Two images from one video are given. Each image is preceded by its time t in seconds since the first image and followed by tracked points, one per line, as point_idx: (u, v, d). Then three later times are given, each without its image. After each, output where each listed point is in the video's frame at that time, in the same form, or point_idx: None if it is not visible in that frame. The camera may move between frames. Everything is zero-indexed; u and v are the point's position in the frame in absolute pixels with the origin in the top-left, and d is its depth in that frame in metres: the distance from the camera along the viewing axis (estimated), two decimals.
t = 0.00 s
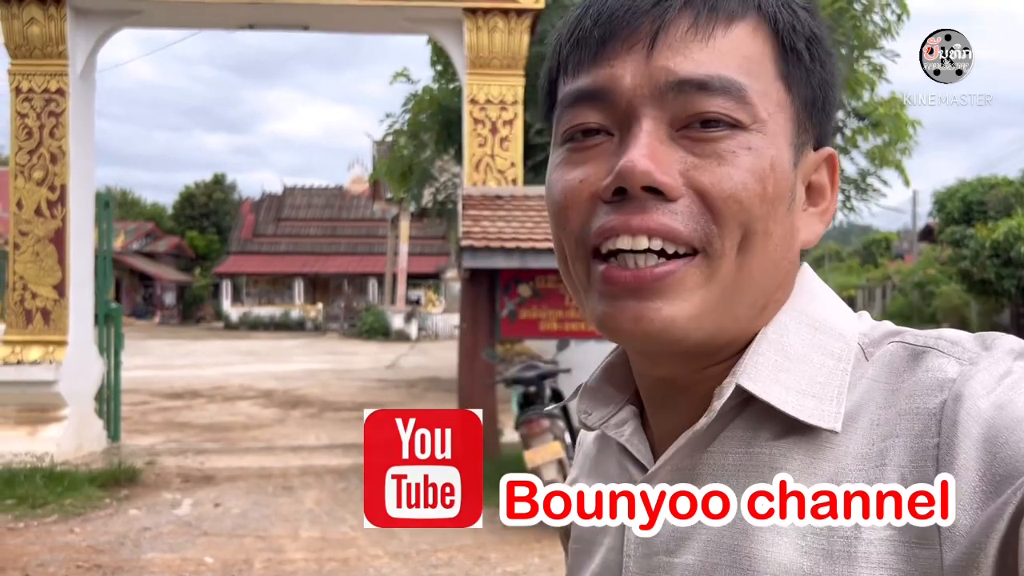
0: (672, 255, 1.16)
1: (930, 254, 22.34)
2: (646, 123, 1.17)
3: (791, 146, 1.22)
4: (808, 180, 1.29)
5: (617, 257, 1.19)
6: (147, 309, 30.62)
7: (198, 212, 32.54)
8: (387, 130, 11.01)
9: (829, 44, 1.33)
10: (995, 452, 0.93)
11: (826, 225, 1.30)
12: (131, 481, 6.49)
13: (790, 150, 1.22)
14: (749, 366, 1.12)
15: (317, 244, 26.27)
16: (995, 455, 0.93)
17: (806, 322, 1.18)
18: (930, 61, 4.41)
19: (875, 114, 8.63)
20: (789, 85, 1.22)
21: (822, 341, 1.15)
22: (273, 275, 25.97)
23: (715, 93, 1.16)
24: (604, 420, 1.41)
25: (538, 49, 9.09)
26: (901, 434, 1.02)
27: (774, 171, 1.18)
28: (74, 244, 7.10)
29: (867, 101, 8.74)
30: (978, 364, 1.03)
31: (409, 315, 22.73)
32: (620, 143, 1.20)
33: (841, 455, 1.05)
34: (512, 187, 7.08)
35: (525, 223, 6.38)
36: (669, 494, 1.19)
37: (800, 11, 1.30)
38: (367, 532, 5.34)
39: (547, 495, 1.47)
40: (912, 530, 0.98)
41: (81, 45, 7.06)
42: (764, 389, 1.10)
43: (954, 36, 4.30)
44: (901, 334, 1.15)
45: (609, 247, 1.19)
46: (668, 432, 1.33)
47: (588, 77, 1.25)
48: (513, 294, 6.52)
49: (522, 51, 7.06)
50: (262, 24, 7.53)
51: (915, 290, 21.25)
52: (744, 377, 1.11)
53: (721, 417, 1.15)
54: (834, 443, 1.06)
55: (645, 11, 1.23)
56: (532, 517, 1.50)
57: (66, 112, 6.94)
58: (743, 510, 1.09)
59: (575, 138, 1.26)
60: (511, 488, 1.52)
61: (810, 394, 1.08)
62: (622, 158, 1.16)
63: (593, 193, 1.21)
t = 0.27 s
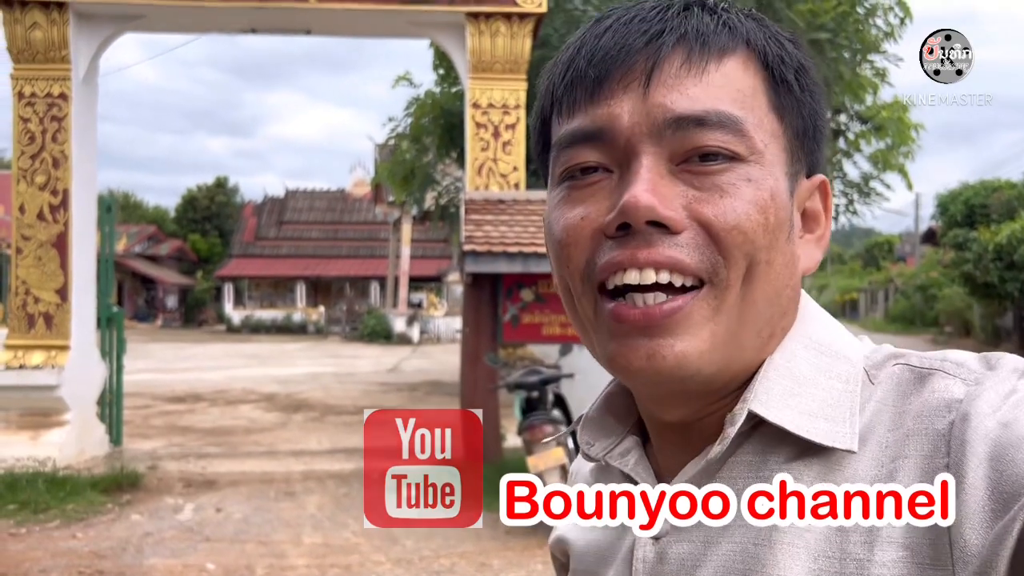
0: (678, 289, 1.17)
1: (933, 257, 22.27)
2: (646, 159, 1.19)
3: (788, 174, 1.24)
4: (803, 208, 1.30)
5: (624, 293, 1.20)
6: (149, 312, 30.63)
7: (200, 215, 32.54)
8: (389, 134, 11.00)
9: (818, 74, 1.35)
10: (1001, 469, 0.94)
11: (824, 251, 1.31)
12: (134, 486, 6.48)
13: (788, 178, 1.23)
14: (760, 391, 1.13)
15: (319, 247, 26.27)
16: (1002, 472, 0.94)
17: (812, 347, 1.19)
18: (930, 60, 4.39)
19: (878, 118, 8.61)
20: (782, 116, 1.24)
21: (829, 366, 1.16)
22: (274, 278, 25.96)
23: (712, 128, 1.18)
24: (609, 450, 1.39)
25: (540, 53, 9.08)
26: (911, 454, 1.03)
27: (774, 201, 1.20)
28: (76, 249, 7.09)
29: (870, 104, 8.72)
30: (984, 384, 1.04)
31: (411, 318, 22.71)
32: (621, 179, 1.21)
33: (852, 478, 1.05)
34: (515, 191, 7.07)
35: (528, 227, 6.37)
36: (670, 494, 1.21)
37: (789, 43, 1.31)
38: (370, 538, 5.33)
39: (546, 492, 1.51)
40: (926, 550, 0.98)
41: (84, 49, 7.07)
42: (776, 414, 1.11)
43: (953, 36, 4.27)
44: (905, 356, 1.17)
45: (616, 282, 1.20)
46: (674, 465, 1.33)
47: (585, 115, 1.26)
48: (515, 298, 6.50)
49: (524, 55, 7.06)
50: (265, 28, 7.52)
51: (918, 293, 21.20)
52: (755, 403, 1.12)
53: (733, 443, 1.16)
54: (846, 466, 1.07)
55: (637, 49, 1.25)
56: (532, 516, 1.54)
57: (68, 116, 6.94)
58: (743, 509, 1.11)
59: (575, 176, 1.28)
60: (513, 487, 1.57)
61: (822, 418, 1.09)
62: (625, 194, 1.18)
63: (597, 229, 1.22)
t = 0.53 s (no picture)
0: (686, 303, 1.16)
1: (934, 259, 22.26)
2: (651, 172, 1.18)
3: (794, 185, 1.23)
4: (810, 219, 1.29)
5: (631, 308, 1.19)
6: (150, 315, 30.63)
7: (201, 217, 32.56)
8: (390, 137, 10.99)
9: (824, 84, 1.34)
10: (1015, 477, 0.93)
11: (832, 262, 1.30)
12: (135, 489, 6.47)
13: (794, 189, 1.22)
14: (772, 402, 1.12)
15: (320, 250, 26.26)
16: (1018, 480, 0.92)
17: (822, 355, 1.19)
18: (930, 61, 4.38)
19: (879, 120, 8.61)
20: (788, 127, 1.23)
21: (841, 375, 1.16)
22: (275, 281, 25.96)
23: (717, 141, 1.17)
24: (617, 464, 1.38)
25: (541, 56, 9.08)
26: (925, 463, 1.02)
27: (781, 213, 1.19)
28: (77, 252, 7.08)
29: (871, 107, 8.72)
30: (998, 392, 1.03)
31: (411, 320, 22.70)
32: (627, 193, 1.20)
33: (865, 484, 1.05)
34: (517, 193, 7.06)
35: (529, 230, 6.36)
36: (670, 495, 1.21)
37: (794, 53, 1.30)
38: (372, 541, 5.32)
39: (547, 494, 1.51)
40: (943, 562, 0.97)
41: (85, 51, 7.07)
42: (789, 423, 1.10)
43: (954, 36, 4.25)
44: (917, 364, 1.16)
45: (623, 296, 1.20)
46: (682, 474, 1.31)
47: (590, 130, 1.25)
48: (517, 301, 6.49)
49: (526, 58, 7.05)
50: (266, 31, 7.51)
51: (918, 295, 21.19)
52: (770, 413, 1.11)
53: (745, 453, 1.15)
54: (858, 474, 1.05)
55: (641, 63, 1.25)
56: (532, 516, 1.53)
57: (69, 119, 6.93)
58: (743, 509, 1.12)
59: (581, 190, 1.27)
60: (512, 487, 1.55)
61: (836, 426, 1.09)
62: (631, 209, 1.17)
63: (604, 244, 1.22)
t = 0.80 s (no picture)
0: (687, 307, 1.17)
1: (933, 261, 22.27)
2: (651, 177, 1.18)
3: (796, 188, 1.23)
4: (813, 219, 1.29)
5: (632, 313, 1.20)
6: (149, 317, 30.61)
7: (201, 219, 32.56)
8: (390, 139, 10.99)
9: (824, 84, 1.34)
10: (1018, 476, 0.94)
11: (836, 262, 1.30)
12: (134, 491, 6.47)
13: (795, 191, 1.22)
14: (776, 402, 1.12)
15: (320, 252, 26.26)
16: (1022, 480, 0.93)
17: (826, 355, 1.19)
18: (930, 62, 4.38)
19: (878, 122, 8.62)
20: (788, 129, 1.23)
21: (845, 375, 1.16)
22: (275, 283, 25.94)
23: (717, 145, 1.17)
24: (622, 464, 1.39)
25: (541, 58, 9.09)
26: (931, 463, 1.02)
27: (781, 216, 1.19)
28: (77, 253, 7.08)
29: (870, 108, 8.73)
30: (1002, 392, 1.03)
31: (411, 322, 22.70)
32: (627, 199, 1.21)
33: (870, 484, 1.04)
34: (516, 195, 7.05)
35: (530, 231, 6.36)
36: (669, 500, 1.24)
37: (795, 54, 1.30)
38: (372, 543, 5.31)
39: (545, 498, 1.53)
40: (946, 561, 0.97)
41: (85, 53, 7.07)
42: (793, 423, 1.09)
43: (953, 37, 4.25)
44: (921, 364, 1.17)
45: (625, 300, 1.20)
46: (688, 473, 1.31)
47: (590, 136, 1.26)
48: (517, 303, 6.49)
49: (525, 59, 7.06)
50: (266, 33, 7.52)
51: (918, 297, 21.20)
52: (773, 413, 1.10)
53: (748, 453, 1.15)
54: (863, 475, 1.05)
55: (641, 67, 1.25)
56: (531, 521, 1.56)
57: (69, 121, 6.93)
58: (743, 513, 1.12)
59: (582, 195, 1.27)
60: (512, 491, 1.57)
61: (840, 425, 1.08)
62: (631, 214, 1.17)
63: (605, 248, 1.22)
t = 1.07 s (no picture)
0: (690, 316, 1.17)
1: (932, 261, 22.27)
2: (653, 188, 1.18)
3: (799, 194, 1.23)
4: (819, 222, 1.29)
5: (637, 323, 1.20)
6: (147, 317, 30.58)
7: (199, 220, 32.54)
8: (389, 140, 10.98)
9: (828, 84, 1.33)
10: None
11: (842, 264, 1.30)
12: (133, 492, 6.46)
13: (798, 197, 1.22)
14: (786, 407, 1.12)
15: (318, 252, 26.24)
16: None
17: (834, 359, 1.19)
18: (930, 62, 4.39)
19: (877, 123, 8.63)
20: (790, 135, 1.22)
21: (854, 379, 1.15)
22: (273, 283, 25.93)
23: (718, 155, 1.17)
24: (632, 468, 1.37)
25: (540, 58, 9.10)
26: (938, 466, 1.02)
27: (785, 223, 1.19)
28: (76, 255, 7.07)
29: (869, 109, 8.75)
30: (1009, 394, 1.03)
31: (409, 323, 22.68)
32: (629, 210, 1.21)
33: (878, 489, 1.05)
34: (515, 196, 7.05)
35: (529, 232, 6.36)
36: (669, 512, 1.27)
37: (795, 57, 1.29)
38: (371, 544, 5.31)
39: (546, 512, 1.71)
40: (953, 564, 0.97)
41: (84, 54, 7.06)
42: (802, 428, 1.10)
43: (954, 36, 4.25)
44: (929, 366, 1.16)
45: (629, 311, 1.21)
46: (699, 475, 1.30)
47: (591, 148, 1.26)
48: (516, 304, 6.49)
49: (524, 60, 7.06)
50: (265, 33, 7.51)
51: (916, 297, 21.21)
52: (784, 419, 1.11)
53: (758, 459, 1.14)
54: (870, 480, 1.06)
55: (639, 77, 1.24)
56: (531, 534, 1.72)
57: (68, 122, 6.92)
58: (743, 527, 1.13)
59: (584, 205, 1.28)
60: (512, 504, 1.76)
61: (849, 430, 1.08)
62: (633, 227, 1.18)
63: (608, 259, 1.23)
